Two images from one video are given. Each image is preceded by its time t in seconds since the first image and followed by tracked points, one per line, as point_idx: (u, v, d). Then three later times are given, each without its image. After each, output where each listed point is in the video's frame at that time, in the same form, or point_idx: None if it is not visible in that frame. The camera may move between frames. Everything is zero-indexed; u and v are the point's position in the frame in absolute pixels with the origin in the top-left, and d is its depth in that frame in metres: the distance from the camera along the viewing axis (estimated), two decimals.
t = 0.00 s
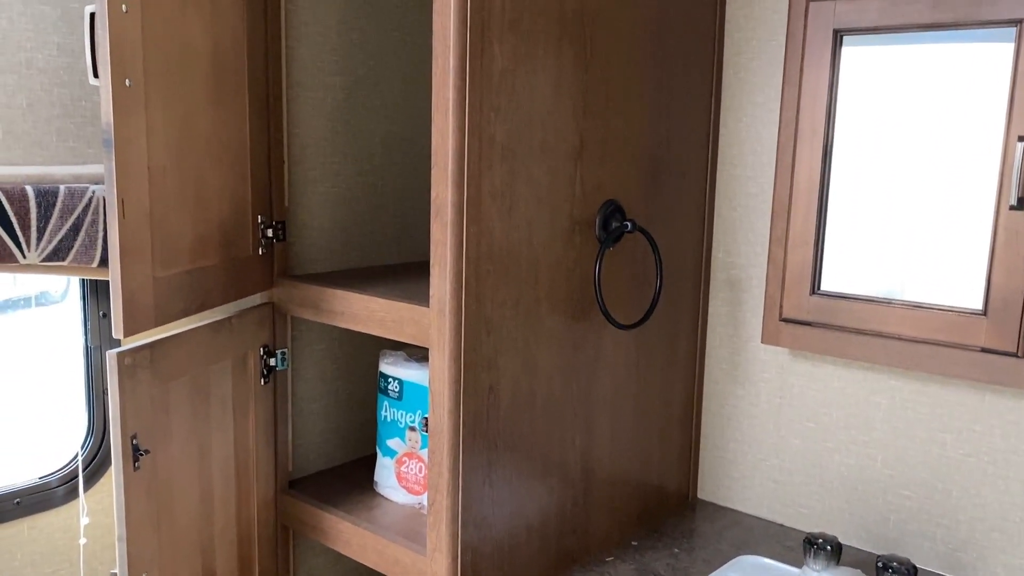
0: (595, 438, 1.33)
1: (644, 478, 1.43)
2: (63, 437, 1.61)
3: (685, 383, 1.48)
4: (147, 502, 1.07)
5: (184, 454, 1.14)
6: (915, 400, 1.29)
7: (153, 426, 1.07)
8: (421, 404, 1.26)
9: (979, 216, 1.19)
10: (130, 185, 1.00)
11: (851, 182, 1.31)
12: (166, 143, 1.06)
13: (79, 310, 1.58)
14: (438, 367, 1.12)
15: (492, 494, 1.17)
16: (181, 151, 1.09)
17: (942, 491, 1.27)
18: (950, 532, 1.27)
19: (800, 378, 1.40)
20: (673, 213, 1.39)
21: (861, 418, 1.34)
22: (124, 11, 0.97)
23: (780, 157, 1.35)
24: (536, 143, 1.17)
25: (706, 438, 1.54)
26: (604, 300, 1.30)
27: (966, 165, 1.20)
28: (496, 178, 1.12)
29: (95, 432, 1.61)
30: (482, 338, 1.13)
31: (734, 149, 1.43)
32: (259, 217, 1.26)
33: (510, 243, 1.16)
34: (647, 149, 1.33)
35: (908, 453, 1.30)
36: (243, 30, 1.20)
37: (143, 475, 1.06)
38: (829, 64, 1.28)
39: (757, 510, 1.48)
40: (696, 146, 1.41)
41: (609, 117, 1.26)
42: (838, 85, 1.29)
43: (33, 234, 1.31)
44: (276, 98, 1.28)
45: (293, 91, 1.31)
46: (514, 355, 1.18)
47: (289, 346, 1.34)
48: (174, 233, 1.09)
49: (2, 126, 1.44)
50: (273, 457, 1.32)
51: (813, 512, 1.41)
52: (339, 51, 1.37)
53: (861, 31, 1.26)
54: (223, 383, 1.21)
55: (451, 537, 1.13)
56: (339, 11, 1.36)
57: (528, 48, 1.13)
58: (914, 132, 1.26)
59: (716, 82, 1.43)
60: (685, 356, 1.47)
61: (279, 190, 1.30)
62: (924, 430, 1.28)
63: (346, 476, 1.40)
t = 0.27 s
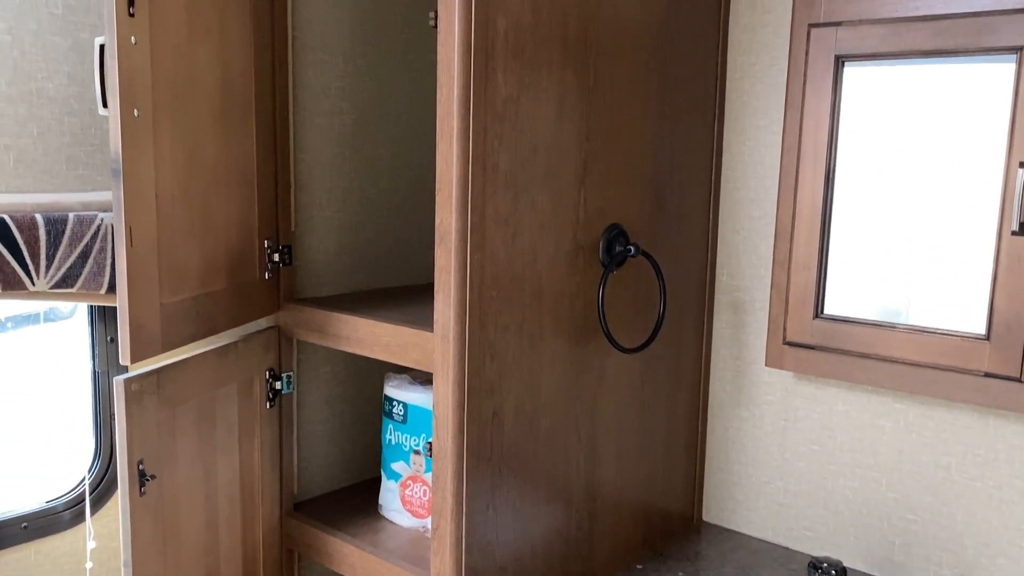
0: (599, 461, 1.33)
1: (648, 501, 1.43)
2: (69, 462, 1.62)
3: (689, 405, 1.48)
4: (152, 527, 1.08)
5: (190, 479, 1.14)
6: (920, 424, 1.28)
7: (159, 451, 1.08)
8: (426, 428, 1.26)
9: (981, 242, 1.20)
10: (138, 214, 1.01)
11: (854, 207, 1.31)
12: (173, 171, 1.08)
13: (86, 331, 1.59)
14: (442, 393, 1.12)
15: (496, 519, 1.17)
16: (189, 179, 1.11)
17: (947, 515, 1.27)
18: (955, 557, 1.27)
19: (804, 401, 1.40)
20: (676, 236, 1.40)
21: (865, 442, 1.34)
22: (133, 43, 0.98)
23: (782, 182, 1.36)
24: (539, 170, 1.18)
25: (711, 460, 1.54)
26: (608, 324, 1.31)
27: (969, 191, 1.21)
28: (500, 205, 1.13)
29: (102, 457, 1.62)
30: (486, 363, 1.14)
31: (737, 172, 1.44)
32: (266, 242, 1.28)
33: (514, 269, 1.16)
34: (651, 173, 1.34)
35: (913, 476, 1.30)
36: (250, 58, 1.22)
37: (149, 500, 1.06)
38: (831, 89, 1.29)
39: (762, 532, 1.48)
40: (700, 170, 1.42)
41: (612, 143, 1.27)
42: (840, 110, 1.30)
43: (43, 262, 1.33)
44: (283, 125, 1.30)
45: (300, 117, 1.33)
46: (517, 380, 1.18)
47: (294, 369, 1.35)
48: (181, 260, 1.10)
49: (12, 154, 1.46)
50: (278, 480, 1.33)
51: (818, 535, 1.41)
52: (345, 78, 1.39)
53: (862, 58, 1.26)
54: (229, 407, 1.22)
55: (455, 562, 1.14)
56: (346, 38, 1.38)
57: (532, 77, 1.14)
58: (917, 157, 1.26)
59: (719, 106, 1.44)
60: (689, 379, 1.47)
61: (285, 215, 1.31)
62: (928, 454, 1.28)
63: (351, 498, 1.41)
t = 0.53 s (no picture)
0: (600, 485, 1.33)
1: (650, 525, 1.43)
2: (71, 485, 1.63)
3: (691, 428, 1.48)
4: (154, 553, 1.08)
5: (191, 504, 1.15)
6: (922, 447, 1.28)
7: (161, 477, 1.08)
8: (427, 452, 1.27)
9: (981, 267, 1.20)
10: (142, 241, 1.02)
11: (854, 231, 1.32)
12: (176, 198, 1.08)
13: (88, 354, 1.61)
14: (442, 417, 1.12)
15: (498, 544, 1.17)
16: (192, 206, 1.11)
17: (951, 539, 1.26)
18: None
19: (806, 424, 1.40)
20: (676, 258, 1.40)
21: (867, 465, 1.34)
22: (137, 72, 0.99)
23: (783, 206, 1.36)
24: (540, 195, 1.19)
25: (713, 482, 1.54)
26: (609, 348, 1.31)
27: (968, 216, 1.22)
28: (501, 230, 1.14)
29: (104, 482, 1.62)
30: (487, 388, 1.14)
31: (736, 195, 1.45)
32: (269, 265, 1.28)
33: (515, 293, 1.17)
34: (651, 197, 1.35)
35: (916, 500, 1.29)
36: (254, 85, 1.23)
37: (150, 526, 1.07)
38: (830, 114, 1.30)
39: (765, 556, 1.48)
40: (698, 194, 1.42)
41: (612, 167, 1.28)
42: (839, 134, 1.31)
43: (46, 288, 1.34)
44: (286, 149, 1.31)
45: (303, 142, 1.34)
46: (518, 405, 1.18)
47: (296, 393, 1.35)
48: (184, 285, 1.11)
49: (17, 182, 1.46)
50: (280, 504, 1.34)
51: (820, 559, 1.41)
52: (347, 103, 1.40)
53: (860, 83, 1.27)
54: (231, 431, 1.23)
55: None
56: (348, 64, 1.39)
57: (532, 103, 1.15)
58: (918, 181, 1.27)
59: (720, 130, 1.45)
60: (691, 402, 1.47)
61: (287, 240, 1.32)
62: (931, 478, 1.28)
63: (353, 522, 1.41)
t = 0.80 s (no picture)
0: (598, 509, 1.32)
1: (648, 548, 1.42)
2: (68, 509, 1.61)
3: (688, 450, 1.49)
4: None
5: (187, 529, 1.14)
6: (919, 470, 1.28)
7: (158, 502, 1.08)
8: (424, 476, 1.26)
9: (975, 292, 1.21)
10: (139, 267, 1.02)
11: (850, 255, 1.33)
12: (175, 223, 1.09)
13: (86, 378, 1.60)
14: (439, 441, 1.12)
15: (494, 569, 1.17)
16: (190, 231, 1.12)
17: (949, 563, 1.26)
18: None
19: (803, 447, 1.40)
20: (674, 282, 1.41)
21: (864, 489, 1.34)
22: (136, 100, 1.00)
23: (779, 230, 1.36)
24: (538, 220, 1.19)
25: (711, 505, 1.54)
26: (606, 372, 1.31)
27: (962, 241, 1.22)
28: (498, 255, 1.14)
29: (101, 505, 1.62)
30: (483, 413, 1.13)
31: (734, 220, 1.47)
32: (266, 289, 1.29)
33: (512, 317, 1.17)
34: (648, 222, 1.36)
35: (913, 524, 1.29)
36: (253, 111, 1.24)
37: (146, 551, 1.06)
38: (825, 138, 1.31)
39: None
40: (696, 217, 1.44)
41: (608, 192, 1.29)
42: (835, 158, 1.31)
43: (43, 314, 1.35)
44: (284, 174, 1.32)
45: (302, 167, 1.35)
46: (515, 429, 1.18)
47: (293, 416, 1.36)
48: (182, 310, 1.11)
49: (15, 209, 1.47)
50: (277, 530, 1.34)
51: None
52: (345, 128, 1.42)
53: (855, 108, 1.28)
54: (227, 455, 1.23)
55: None
56: (347, 89, 1.41)
57: (529, 129, 1.16)
58: (910, 206, 1.28)
59: (715, 153, 1.46)
60: (688, 424, 1.48)
61: (285, 264, 1.33)
62: (929, 501, 1.27)
63: (350, 545, 1.41)
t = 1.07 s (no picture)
0: (593, 530, 1.32)
1: (643, 568, 1.42)
2: (62, 532, 1.58)
3: (686, 471, 1.51)
4: None
5: (181, 551, 1.14)
6: (915, 492, 1.30)
7: (152, 524, 1.08)
8: (419, 497, 1.26)
9: (966, 313, 1.22)
10: (135, 289, 1.02)
11: (843, 276, 1.34)
12: (172, 245, 1.09)
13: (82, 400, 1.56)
14: (434, 463, 1.12)
15: None
16: (186, 252, 1.12)
17: None
18: None
19: (800, 468, 1.42)
20: (677, 307, 1.47)
21: (860, 509, 1.36)
22: (133, 123, 1.01)
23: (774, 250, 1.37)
24: (533, 242, 1.20)
25: (708, 526, 1.56)
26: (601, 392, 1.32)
27: (955, 263, 1.23)
28: (494, 277, 1.14)
29: (95, 527, 1.59)
30: (479, 435, 1.13)
31: (728, 243, 1.53)
32: (262, 309, 1.29)
33: (507, 339, 1.17)
34: (641, 242, 1.38)
35: (910, 546, 1.31)
36: (251, 132, 1.25)
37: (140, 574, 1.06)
38: (820, 159, 1.31)
39: None
40: (693, 237, 1.50)
41: (602, 214, 1.31)
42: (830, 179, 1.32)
43: (39, 336, 1.28)
44: (281, 194, 1.33)
45: (299, 187, 1.37)
46: (511, 452, 1.18)
47: (289, 436, 1.37)
48: (177, 331, 1.11)
49: (13, 230, 1.46)
50: (272, 550, 1.34)
51: None
52: (343, 148, 1.44)
53: (849, 130, 1.28)
54: (223, 476, 1.23)
55: None
56: (345, 110, 1.43)
57: (525, 151, 1.17)
58: (901, 228, 1.30)
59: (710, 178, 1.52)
60: (685, 443, 1.50)
61: (282, 283, 1.34)
62: (926, 523, 1.29)
63: (345, 566, 1.42)
